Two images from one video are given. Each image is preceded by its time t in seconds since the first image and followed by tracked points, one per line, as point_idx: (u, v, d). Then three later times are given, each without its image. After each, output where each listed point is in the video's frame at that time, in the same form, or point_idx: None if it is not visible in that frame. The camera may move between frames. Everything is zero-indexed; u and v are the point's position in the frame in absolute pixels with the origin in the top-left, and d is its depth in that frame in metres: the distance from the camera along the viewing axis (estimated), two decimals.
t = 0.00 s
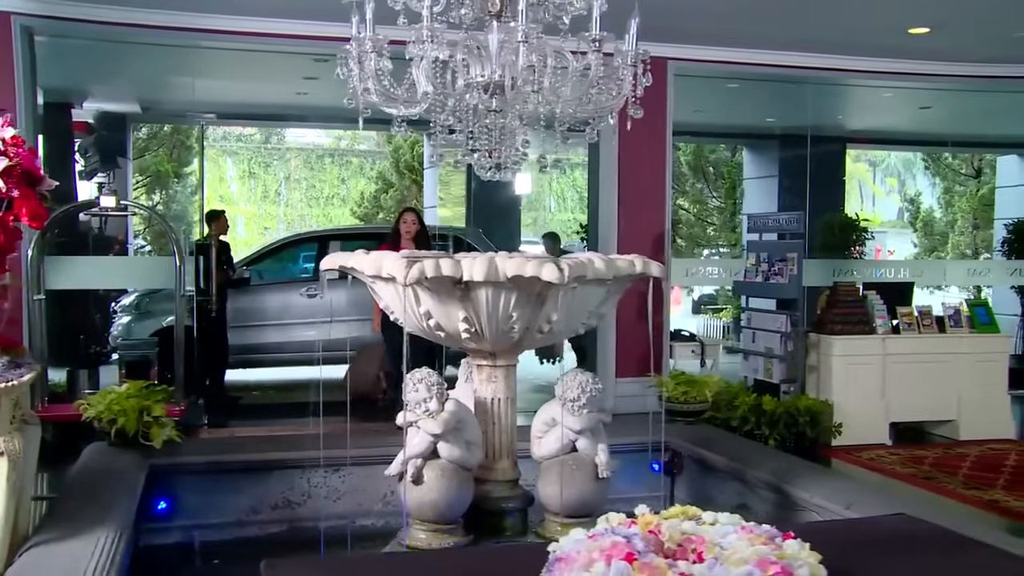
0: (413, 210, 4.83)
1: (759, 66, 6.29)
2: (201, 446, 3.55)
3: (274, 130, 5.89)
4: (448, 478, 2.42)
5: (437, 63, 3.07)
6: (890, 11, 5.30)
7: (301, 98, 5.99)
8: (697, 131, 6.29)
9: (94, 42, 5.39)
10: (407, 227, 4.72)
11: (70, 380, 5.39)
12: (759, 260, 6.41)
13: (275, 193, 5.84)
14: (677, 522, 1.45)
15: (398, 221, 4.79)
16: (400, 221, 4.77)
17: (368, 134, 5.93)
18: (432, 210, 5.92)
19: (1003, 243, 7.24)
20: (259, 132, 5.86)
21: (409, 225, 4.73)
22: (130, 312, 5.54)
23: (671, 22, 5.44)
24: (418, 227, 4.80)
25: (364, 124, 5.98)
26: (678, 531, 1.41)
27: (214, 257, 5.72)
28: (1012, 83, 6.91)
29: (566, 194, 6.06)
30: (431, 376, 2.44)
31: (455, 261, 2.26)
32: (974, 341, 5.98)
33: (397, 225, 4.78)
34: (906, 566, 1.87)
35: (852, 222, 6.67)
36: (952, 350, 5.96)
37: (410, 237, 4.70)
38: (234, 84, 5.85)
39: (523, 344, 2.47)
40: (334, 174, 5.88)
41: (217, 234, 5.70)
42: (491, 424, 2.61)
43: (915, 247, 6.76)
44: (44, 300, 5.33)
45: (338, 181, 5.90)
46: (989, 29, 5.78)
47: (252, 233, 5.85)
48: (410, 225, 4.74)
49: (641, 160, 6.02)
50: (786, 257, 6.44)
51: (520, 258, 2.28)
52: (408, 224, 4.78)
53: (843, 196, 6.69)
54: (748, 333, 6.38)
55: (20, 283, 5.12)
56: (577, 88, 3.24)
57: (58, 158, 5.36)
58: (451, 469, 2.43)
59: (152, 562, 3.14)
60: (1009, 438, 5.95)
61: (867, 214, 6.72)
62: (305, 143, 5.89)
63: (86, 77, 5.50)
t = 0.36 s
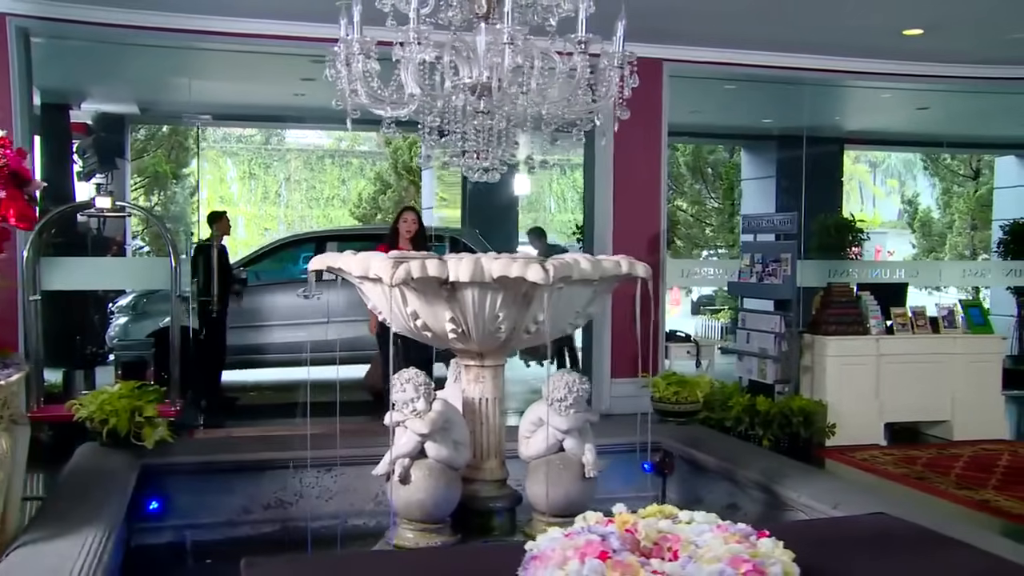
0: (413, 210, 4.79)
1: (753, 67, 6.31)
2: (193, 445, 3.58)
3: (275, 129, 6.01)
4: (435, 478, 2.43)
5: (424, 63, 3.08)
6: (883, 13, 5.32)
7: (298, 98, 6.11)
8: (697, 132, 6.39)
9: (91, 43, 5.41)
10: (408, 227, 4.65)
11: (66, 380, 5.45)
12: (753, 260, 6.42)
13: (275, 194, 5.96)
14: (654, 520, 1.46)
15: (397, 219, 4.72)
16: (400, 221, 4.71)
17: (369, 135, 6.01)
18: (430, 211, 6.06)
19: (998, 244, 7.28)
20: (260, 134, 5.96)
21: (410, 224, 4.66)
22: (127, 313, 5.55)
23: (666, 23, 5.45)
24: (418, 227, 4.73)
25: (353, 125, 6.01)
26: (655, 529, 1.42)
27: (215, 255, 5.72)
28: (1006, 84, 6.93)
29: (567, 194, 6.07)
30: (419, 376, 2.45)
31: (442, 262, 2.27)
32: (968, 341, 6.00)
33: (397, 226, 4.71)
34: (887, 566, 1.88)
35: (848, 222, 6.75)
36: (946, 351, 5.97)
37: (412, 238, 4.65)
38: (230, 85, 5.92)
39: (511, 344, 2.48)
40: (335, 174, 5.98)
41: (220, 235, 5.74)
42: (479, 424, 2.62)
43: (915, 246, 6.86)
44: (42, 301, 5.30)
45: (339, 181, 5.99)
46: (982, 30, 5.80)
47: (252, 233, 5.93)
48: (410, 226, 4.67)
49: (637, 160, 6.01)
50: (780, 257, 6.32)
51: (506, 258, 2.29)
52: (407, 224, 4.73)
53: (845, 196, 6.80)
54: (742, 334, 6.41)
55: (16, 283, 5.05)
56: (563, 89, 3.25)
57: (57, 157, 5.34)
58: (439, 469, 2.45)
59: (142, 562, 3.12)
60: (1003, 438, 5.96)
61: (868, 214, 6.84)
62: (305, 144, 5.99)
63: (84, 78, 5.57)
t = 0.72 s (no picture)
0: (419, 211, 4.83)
1: (746, 68, 6.34)
2: (183, 445, 3.62)
3: (275, 130, 5.96)
4: (421, 476, 2.44)
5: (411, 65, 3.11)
6: (875, 14, 5.34)
7: (294, 99, 6.06)
8: (692, 133, 6.45)
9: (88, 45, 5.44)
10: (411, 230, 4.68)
11: (60, 381, 5.46)
12: (746, 261, 6.47)
13: (274, 194, 5.95)
14: (629, 518, 1.47)
15: (402, 220, 4.70)
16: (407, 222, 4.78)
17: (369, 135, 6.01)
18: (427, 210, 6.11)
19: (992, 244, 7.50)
20: (259, 134, 5.92)
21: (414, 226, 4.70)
22: (122, 313, 5.61)
23: (660, 24, 5.46)
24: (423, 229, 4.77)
25: (336, 125, 5.92)
26: (628, 527, 1.43)
27: (213, 258, 5.77)
28: (999, 84, 6.94)
29: (566, 195, 6.11)
30: (404, 375, 2.47)
31: (426, 262, 2.28)
32: (960, 341, 6.01)
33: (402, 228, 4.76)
34: (866, 566, 1.89)
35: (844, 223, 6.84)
36: (938, 351, 5.98)
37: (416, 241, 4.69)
38: (226, 86, 5.91)
39: (496, 344, 2.50)
40: (334, 175, 5.98)
41: (217, 235, 5.77)
42: (465, 424, 2.63)
43: (911, 246, 6.99)
44: (36, 301, 5.36)
45: (337, 183, 5.99)
46: (974, 31, 5.83)
47: (251, 234, 5.95)
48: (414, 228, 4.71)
49: (631, 162, 6.03)
50: (772, 258, 6.32)
51: (490, 259, 2.30)
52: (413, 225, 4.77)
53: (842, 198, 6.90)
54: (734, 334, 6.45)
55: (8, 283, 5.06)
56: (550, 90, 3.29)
57: (54, 159, 5.37)
58: (424, 468, 2.46)
59: (133, 562, 3.09)
60: (996, 438, 5.97)
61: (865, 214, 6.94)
62: (305, 144, 5.97)
63: (81, 78, 5.60)
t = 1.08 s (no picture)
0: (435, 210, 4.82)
1: (736, 69, 6.36)
2: (170, 445, 3.57)
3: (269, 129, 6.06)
4: (401, 475, 2.46)
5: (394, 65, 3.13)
6: (863, 14, 5.36)
7: (289, 100, 6.22)
8: (686, 133, 6.54)
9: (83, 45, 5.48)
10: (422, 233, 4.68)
11: (51, 381, 5.48)
12: (735, 261, 6.50)
13: (271, 194, 5.98)
14: (596, 515, 1.48)
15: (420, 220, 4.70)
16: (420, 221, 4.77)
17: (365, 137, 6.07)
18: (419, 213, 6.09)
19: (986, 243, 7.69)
20: (256, 134, 5.98)
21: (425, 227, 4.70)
22: (115, 313, 5.59)
23: (651, 24, 5.47)
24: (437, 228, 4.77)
25: (319, 127, 5.99)
26: (596, 524, 1.45)
27: (203, 257, 5.74)
28: (989, 85, 6.96)
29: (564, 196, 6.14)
30: (385, 375, 2.48)
31: (406, 262, 2.30)
32: (948, 341, 6.02)
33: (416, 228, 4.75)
34: (836, 565, 1.89)
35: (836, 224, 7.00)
36: (926, 351, 6.00)
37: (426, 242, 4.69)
38: (219, 87, 5.96)
39: (477, 344, 2.51)
40: (331, 175, 6.03)
41: (206, 234, 5.76)
42: (447, 423, 2.64)
43: (905, 248, 7.16)
44: (26, 300, 5.36)
45: (335, 183, 6.05)
46: (963, 32, 5.84)
47: (250, 234, 5.98)
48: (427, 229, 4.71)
49: (621, 162, 6.06)
50: (761, 258, 6.34)
51: (470, 258, 2.32)
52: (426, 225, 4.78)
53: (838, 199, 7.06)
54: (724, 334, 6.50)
55: None
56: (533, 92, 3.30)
57: (47, 157, 5.42)
58: (404, 467, 2.47)
59: (119, 559, 3.16)
60: (984, 438, 5.99)
61: (861, 215, 7.10)
62: (301, 144, 6.03)
63: (74, 78, 5.64)
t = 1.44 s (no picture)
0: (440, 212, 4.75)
1: (722, 69, 6.39)
2: (154, 444, 3.59)
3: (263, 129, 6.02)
4: (378, 473, 2.48)
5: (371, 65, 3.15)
6: (847, 15, 5.38)
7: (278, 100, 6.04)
8: (676, 133, 6.56)
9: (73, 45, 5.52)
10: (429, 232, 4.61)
11: (39, 380, 5.54)
12: (722, 261, 6.52)
13: (266, 194, 5.99)
14: (559, 512, 1.50)
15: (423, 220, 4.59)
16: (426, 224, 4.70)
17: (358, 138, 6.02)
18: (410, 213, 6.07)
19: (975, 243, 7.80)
20: (251, 134, 5.97)
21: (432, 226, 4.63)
22: (105, 313, 5.63)
23: (638, 25, 5.51)
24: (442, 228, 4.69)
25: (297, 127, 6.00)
26: (557, 521, 1.46)
27: (191, 256, 5.80)
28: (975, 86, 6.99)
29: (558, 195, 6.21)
30: (362, 374, 2.49)
31: (382, 262, 2.31)
32: (934, 341, 6.06)
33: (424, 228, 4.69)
34: (797, 558, 1.92)
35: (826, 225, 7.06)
36: (911, 350, 6.03)
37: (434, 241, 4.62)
38: (211, 87, 5.90)
39: (454, 342, 2.53)
40: (326, 175, 6.01)
41: (195, 234, 5.81)
42: (425, 421, 2.66)
43: (896, 248, 7.19)
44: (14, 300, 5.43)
45: (332, 184, 6.03)
46: (948, 33, 5.87)
47: (244, 234, 6.02)
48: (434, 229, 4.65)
49: (609, 163, 6.11)
50: (747, 258, 6.36)
51: (445, 258, 2.34)
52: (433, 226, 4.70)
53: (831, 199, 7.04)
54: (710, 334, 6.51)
55: None
56: (510, 92, 3.33)
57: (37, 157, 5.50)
58: (381, 465, 2.49)
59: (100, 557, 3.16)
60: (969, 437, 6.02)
61: (853, 216, 7.10)
62: (296, 144, 6.01)
63: (65, 78, 5.63)
